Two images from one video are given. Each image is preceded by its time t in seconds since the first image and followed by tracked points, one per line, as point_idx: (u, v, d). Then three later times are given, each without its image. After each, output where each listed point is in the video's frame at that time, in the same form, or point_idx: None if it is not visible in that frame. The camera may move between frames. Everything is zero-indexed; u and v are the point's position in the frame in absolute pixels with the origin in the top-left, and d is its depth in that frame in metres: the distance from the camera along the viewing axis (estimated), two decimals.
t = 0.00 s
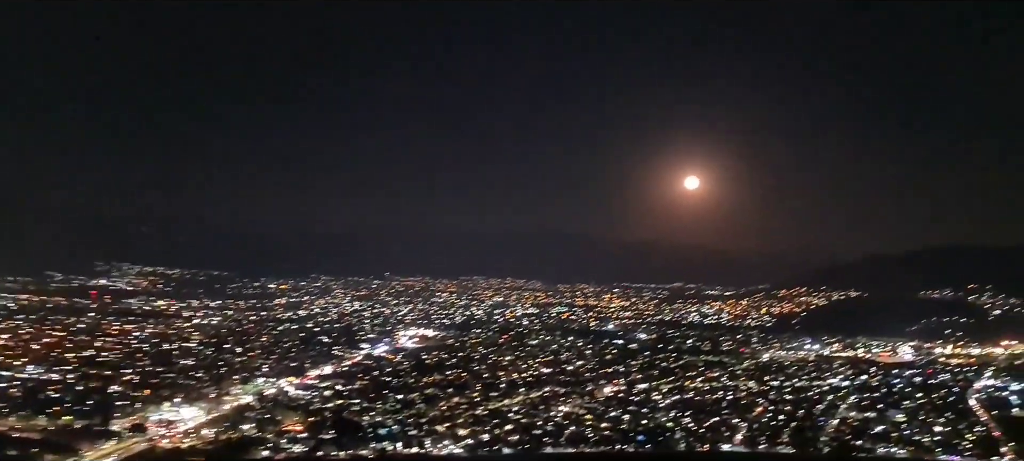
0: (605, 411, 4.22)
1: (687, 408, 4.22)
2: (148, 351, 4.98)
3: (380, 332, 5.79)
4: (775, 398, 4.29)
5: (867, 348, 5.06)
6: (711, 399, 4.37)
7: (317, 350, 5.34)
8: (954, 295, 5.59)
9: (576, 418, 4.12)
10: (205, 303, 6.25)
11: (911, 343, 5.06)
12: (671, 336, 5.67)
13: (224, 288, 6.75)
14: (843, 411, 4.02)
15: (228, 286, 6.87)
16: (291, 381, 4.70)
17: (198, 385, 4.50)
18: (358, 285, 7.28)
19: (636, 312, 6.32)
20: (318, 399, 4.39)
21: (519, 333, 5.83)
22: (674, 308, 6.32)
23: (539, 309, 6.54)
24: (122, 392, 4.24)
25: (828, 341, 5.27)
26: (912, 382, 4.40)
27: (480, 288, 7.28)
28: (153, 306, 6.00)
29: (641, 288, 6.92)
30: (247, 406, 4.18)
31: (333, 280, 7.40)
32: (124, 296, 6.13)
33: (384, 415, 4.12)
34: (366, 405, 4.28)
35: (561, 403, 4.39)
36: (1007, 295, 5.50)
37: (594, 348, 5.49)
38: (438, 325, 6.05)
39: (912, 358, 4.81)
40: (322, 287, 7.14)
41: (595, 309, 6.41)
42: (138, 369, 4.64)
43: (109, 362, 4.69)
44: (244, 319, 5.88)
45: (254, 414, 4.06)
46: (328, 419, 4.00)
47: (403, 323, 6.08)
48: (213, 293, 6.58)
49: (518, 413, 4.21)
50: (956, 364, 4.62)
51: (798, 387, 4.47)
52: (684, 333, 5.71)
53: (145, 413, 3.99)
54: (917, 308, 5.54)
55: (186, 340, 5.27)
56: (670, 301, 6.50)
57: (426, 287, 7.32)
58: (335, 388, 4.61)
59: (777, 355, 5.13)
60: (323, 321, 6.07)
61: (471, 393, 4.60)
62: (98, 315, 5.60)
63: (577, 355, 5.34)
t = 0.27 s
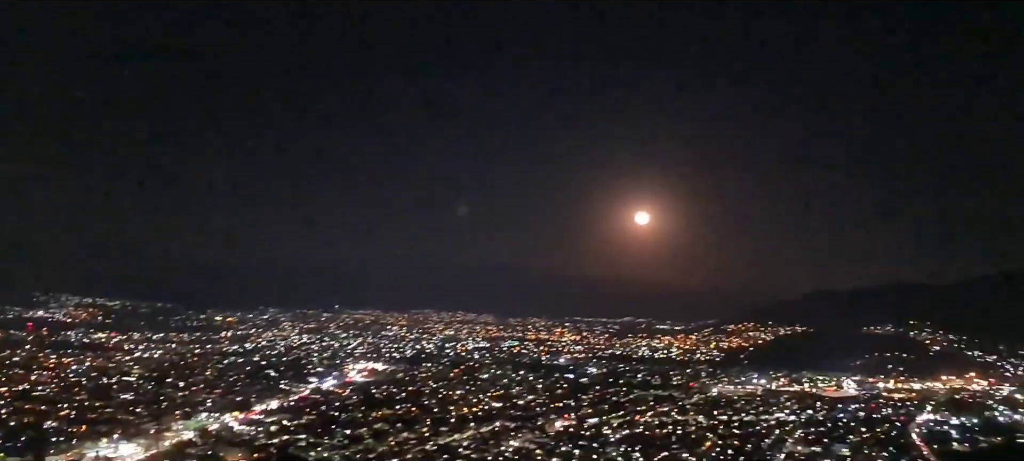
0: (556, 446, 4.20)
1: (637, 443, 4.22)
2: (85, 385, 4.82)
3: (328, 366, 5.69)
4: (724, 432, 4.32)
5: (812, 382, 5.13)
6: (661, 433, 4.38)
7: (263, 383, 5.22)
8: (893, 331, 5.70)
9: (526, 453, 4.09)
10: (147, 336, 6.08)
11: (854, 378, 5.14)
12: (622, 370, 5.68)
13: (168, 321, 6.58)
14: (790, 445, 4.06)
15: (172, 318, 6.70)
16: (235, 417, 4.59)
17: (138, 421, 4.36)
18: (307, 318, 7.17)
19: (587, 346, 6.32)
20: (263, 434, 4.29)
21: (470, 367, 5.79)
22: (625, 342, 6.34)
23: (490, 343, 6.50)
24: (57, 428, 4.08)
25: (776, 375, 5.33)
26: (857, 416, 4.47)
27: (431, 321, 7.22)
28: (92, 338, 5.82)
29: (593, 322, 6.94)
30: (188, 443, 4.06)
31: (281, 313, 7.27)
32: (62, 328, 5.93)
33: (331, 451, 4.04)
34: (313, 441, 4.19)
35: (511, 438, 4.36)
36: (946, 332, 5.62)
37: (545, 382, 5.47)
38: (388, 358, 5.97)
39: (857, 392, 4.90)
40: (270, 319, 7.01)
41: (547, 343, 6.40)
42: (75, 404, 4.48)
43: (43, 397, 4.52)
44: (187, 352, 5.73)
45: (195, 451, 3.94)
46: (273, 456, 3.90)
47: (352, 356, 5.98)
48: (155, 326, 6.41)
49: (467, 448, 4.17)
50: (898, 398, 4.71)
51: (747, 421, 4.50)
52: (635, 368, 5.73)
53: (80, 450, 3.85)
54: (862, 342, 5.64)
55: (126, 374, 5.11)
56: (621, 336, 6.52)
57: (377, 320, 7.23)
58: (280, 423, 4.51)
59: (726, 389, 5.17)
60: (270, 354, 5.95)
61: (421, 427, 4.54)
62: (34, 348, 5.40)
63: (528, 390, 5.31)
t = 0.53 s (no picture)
0: (537, 452, 4.19)
1: (618, 449, 4.22)
2: (61, 391, 4.76)
3: (308, 371, 5.65)
4: (705, 438, 4.33)
5: (793, 388, 5.16)
6: (642, 439, 4.39)
7: (243, 389, 5.18)
8: (872, 338, 5.77)
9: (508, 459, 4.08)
10: (125, 341, 6.01)
11: (833, 384, 5.17)
12: (603, 376, 5.68)
13: (146, 326, 6.51)
14: (770, 450, 4.08)
15: (150, 323, 6.62)
16: (214, 422, 4.54)
17: (115, 426, 4.31)
18: (288, 323, 7.12)
19: (569, 351, 6.31)
20: (243, 440, 4.26)
21: (451, 372, 5.77)
22: (607, 348, 6.34)
23: (472, 348, 6.48)
24: (32, 434, 4.03)
25: (756, 381, 5.36)
26: (837, 421, 4.50)
27: (412, 327, 7.20)
28: (69, 343, 5.74)
29: (575, 328, 6.93)
30: (166, 449, 4.02)
31: (261, 318, 7.21)
32: (38, 333, 5.85)
33: (311, 457, 4.01)
34: (293, 447, 4.16)
35: (493, 443, 4.34)
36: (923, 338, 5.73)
37: (527, 387, 5.46)
38: (369, 364, 5.94)
39: (836, 398, 4.93)
40: (250, 325, 6.95)
41: (529, 349, 6.39)
42: (51, 410, 4.42)
43: (18, 402, 4.46)
44: (166, 357, 5.67)
45: (174, 457, 3.90)
46: None
47: (333, 362, 5.94)
48: (133, 331, 6.33)
49: (449, 453, 4.15)
50: (877, 404, 4.74)
51: (728, 426, 4.52)
52: (617, 373, 5.73)
53: (56, 456, 3.80)
54: (843, 348, 5.68)
55: (103, 379, 5.05)
56: (603, 341, 6.53)
57: (358, 325, 7.19)
58: (260, 428, 4.48)
59: (707, 395, 5.19)
60: (250, 360, 5.90)
61: (402, 433, 4.52)
62: (9, 353, 5.33)
63: (510, 395, 5.30)
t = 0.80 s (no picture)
0: (529, 456, 4.19)
1: (610, 453, 4.22)
2: (51, 393, 4.74)
3: (300, 374, 5.63)
4: (696, 443, 4.34)
5: (784, 393, 5.17)
6: (634, 443, 4.39)
7: (234, 392, 5.16)
8: (864, 343, 5.76)
9: None
10: (116, 344, 5.99)
11: (824, 389, 5.19)
12: (595, 381, 5.68)
13: (137, 328, 6.49)
14: (762, 456, 4.09)
15: (141, 325, 6.60)
16: (205, 426, 4.53)
17: (105, 430, 4.29)
18: (279, 326, 7.10)
19: (561, 356, 6.30)
20: (234, 443, 4.25)
21: (443, 376, 5.76)
22: (598, 353, 6.33)
23: (464, 352, 6.47)
24: (22, 436, 4.01)
25: (748, 386, 5.37)
26: (827, 426, 4.52)
27: (404, 330, 7.19)
28: (59, 345, 5.72)
29: (567, 333, 6.93)
30: (157, 452, 4.01)
31: (252, 320, 7.19)
32: (28, 335, 5.83)
33: None
34: (284, 451, 4.15)
35: (485, 448, 4.34)
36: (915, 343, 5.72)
37: (519, 392, 5.46)
38: (361, 368, 5.92)
39: (828, 403, 4.95)
40: (241, 327, 6.93)
41: (521, 353, 6.38)
42: (41, 412, 4.40)
43: (9, 405, 4.43)
44: (157, 360, 5.65)
45: None
46: None
47: (324, 365, 5.92)
48: (124, 333, 6.31)
49: (441, 458, 4.14)
50: (868, 409, 4.76)
51: (719, 431, 4.53)
52: (609, 377, 5.73)
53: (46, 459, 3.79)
54: (836, 354, 5.69)
55: (93, 382, 5.03)
56: (596, 345, 6.53)
57: (350, 329, 7.18)
58: (251, 432, 4.47)
59: (699, 400, 5.19)
60: (241, 363, 5.87)
61: (393, 437, 4.51)
62: None
63: (502, 399, 5.30)
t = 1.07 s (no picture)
0: None
1: None
2: (19, 404, 4.50)
3: (284, 383, 5.39)
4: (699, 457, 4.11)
5: (791, 405, 4.95)
6: (635, 457, 4.16)
7: (214, 402, 4.93)
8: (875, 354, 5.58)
9: None
10: (90, 351, 5.75)
11: (833, 400, 4.97)
12: (593, 390, 5.46)
13: (113, 335, 6.24)
14: None
15: (117, 332, 6.36)
16: (182, 437, 4.29)
17: (77, 442, 4.05)
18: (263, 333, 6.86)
19: (558, 364, 6.07)
20: (212, 456, 4.01)
21: (434, 385, 5.53)
22: (597, 361, 6.11)
23: (457, 360, 6.23)
24: None
25: (753, 397, 5.14)
26: (837, 440, 4.29)
27: (394, 337, 6.95)
28: (29, 353, 5.47)
29: (564, 340, 6.69)
30: None
31: (235, 327, 6.94)
32: None
33: None
34: None
35: None
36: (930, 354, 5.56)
37: (514, 401, 5.23)
38: (349, 376, 5.68)
39: (837, 416, 4.72)
40: (223, 334, 6.67)
41: (516, 361, 6.15)
42: (8, 424, 4.17)
43: None
44: (133, 369, 5.42)
45: None
46: None
47: (310, 374, 5.67)
48: (98, 340, 6.06)
49: None
50: (879, 423, 4.54)
51: (723, 445, 4.30)
52: (608, 387, 5.50)
53: None
54: (845, 365, 5.47)
55: (65, 392, 4.79)
56: (594, 354, 6.31)
57: (338, 336, 6.93)
58: (231, 444, 4.23)
59: (701, 411, 4.96)
60: (222, 372, 5.63)
61: (381, 449, 4.27)
62: None
63: (496, 410, 5.06)
